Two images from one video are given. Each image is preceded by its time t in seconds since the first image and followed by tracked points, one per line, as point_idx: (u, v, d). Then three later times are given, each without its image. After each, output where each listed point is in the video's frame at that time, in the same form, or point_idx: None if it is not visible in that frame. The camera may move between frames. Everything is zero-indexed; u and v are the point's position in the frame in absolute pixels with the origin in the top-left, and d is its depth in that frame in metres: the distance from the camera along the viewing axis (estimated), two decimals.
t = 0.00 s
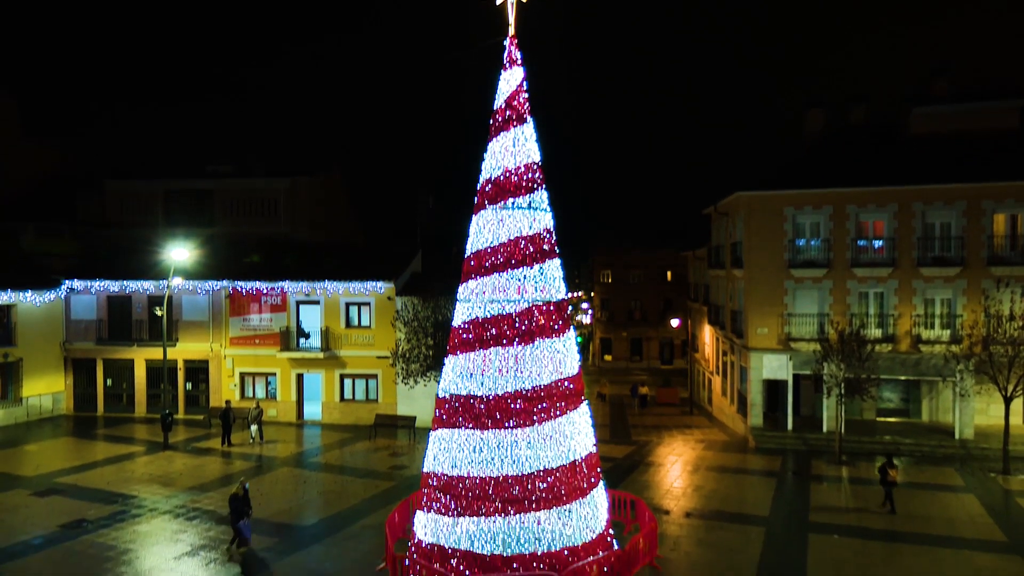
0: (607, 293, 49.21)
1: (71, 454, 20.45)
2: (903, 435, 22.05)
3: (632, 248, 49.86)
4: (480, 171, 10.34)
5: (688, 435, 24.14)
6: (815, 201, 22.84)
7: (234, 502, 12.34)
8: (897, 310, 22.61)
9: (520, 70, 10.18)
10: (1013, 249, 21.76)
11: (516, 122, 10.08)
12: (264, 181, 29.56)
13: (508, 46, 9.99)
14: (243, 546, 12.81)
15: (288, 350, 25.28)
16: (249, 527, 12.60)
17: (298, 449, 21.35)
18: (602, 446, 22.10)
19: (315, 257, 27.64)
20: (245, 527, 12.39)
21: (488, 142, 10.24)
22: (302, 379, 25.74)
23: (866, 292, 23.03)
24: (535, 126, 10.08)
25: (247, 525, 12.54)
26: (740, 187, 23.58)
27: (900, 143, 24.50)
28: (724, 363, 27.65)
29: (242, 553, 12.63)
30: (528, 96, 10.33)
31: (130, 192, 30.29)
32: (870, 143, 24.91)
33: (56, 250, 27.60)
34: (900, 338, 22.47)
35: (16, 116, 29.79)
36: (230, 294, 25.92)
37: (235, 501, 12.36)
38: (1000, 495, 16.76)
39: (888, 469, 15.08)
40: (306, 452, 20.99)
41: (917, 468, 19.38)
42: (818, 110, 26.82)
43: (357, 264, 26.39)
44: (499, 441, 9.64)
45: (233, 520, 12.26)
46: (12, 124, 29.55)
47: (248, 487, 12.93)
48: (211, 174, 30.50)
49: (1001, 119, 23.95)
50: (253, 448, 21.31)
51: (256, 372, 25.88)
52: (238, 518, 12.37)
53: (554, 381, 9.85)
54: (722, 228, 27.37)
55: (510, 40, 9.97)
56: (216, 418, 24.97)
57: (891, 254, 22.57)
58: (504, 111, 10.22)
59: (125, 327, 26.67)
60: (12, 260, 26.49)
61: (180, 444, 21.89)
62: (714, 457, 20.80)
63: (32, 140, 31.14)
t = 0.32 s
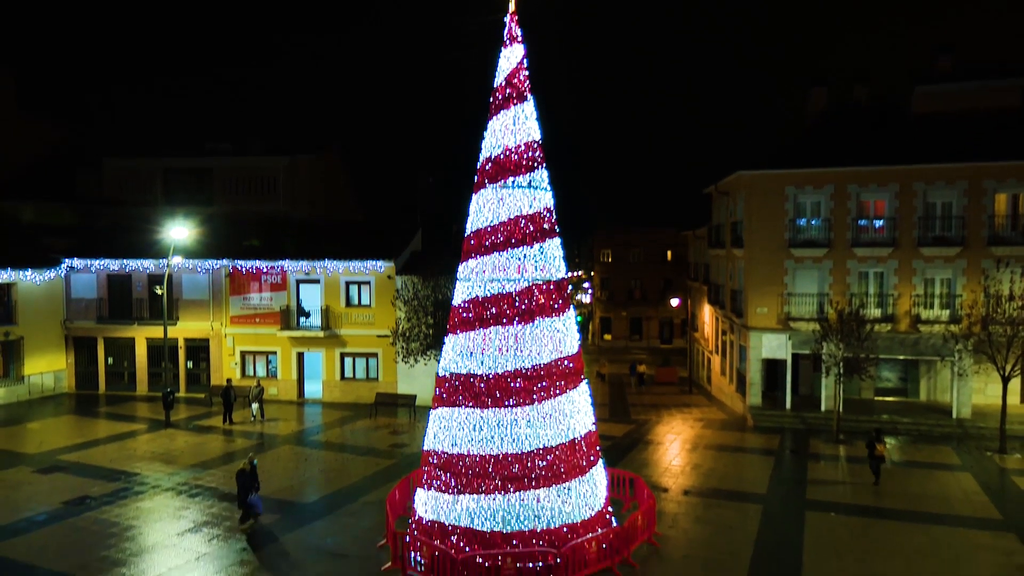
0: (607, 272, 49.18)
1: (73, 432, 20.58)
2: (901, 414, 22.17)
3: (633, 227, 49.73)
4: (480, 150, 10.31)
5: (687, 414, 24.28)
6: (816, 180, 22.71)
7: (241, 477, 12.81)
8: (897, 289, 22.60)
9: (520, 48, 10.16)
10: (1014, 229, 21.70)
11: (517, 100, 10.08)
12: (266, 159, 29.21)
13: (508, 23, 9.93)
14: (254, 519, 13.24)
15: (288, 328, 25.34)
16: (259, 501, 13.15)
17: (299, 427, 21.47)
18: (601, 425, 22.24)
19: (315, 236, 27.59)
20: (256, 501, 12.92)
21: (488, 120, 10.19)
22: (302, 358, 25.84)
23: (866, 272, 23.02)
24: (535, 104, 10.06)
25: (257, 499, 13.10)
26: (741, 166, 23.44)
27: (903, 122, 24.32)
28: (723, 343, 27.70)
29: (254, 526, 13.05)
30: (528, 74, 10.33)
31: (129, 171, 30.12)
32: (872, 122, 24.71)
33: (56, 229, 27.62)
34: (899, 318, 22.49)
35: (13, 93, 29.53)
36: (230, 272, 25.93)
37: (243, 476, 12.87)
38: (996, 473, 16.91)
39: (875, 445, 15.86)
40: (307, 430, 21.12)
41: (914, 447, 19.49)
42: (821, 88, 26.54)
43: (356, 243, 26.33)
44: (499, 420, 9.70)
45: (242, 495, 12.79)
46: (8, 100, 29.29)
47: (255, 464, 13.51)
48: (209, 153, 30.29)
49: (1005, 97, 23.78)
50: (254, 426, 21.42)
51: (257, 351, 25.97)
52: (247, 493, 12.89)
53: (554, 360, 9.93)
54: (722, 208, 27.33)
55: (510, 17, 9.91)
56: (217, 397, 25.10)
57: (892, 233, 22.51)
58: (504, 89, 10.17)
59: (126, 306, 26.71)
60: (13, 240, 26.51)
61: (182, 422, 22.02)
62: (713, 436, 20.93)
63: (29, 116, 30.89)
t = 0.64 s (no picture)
0: (607, 253, 49.10)
1: (75, 410, 20.70)
2: (899, 394, 22.27)
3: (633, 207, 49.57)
4: (480, 129, 10.23)
5: (686, 393, 24.41)
6: (817, 160, 22.61)
7: (245, 454, 13.11)
8: (897, 270, 22.58)
9: (521, 25, 10.06)
10: (1015, 210, 21.67)
11: (517, 79, 10.00)
12: (264, 138, 29.02)
13: None
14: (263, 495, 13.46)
15: (288, 308, 25.36)
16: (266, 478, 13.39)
17: (300, 406, 21.58)
18: (601, 405, 22.34)
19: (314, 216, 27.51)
20: (260, 476, 13.17)
21: (488, 99, 10.10)
22: (303, 338, 25.89)
23: (866, 253, 22.99)
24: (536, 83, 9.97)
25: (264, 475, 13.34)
26: (743, 146, 23.30)
27: (906, 102, 24.13)
28: (723, 323, 27.73)
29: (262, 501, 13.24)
30: (529, 53, 10.25)
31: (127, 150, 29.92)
32: (875, 102, 24.51)
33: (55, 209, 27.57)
34: (899, 299, 22.50)
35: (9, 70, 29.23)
36: (230, 252, 25.92)
37: (247, 453, 13.18)
38: (992, 452, 17.03)
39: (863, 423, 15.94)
40: (307, 409, 21.22)
41: (912, 427, 19.59)
42: (823, 67, 26.29)
43: (356, 223, 26.27)
44: (499, 400, 9.74)
45: (246, 472, 13.10)
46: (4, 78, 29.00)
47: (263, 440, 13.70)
48: (208, 131, 30.05)
49: (1007, 77, 23.66)
50: (255, 405, 21.53)
51: (258, 331, 26.02)
52: (252, 470, 13.18)
53: (554, 340, 9.96)
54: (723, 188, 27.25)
55: None
56: (218, 376, 25.18)
57: (893, 214, 22.45)
58: (504, 68, 10.08)
59: (126, 285, 26.71)
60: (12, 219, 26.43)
61: (183, 401, 22.13)
62: (711, 416, 21.03)
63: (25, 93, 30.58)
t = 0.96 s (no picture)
0: (607, 235, 49.00)
1: (77, 391, 20.80)
2: (897, 376, 22.36)
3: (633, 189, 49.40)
4: (480, 110, 10.18)
5: (685, 375, 24.52)
6: (819, 141, 22.49)
7: (247, 434, 13.11)
8: (897, 253, 22.55)
9: (521, 5, 9.98)
10: (1017, 192, 21.58)
11: (518, 59, 9.93)
12: (262, 119, 28.82)
13: None
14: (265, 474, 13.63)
15: (288, 290, 25.38)
16: (266, 457, 13.48)
17: (300, 387, 21.69)
18: (600, 386, 22.44)
19: (313, 197, 27.43)
20: (261, 457, 13.24)
21: (488, 80, 10.00)
22: (303, 319, 25.93)
23: (867, 235, 22.94)
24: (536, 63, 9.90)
25: (264, 455, 13.41)
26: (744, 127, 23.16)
27: (908, 83, 23.95)
28: (723, 305, 27.76)
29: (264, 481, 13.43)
30: (529, 33, 10.17)
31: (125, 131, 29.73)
32: (878, 83, 24.32)
33: (54, 190, 27.57)
34: (899, 282, 22.50)
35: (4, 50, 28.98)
36: (229, 234, 25.89)
37: (249, 433, 13.19)
38: (989, 434, 17.12)
39: (852, 402, 16.64)
40: (308, 390, 21.30)
41: (910, 409, 19.68)
42: (825, 48, 26.08)
43: (356, 204, 26.19)
44: (499, 381, 9.77)
45: (247, 451, 13.14)
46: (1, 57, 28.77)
47: (267, 421, 13.73)
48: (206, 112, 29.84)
49: (1011, 58, 23.45)
50: (256, 387, 21.62)
51: (258, 312, 26.04)
52: (253, 449, 13.22)
53: (553, 322, 9.99)
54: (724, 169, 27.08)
55: None
56: (219, 357, 25.25)
57: (894, 196, 22.37)
58: (504, 47, 9.97)
59: (126, 267, 26.71)
60: (11, 200, 26.40)
61: (184, 382, 22.24)
62: (710, 397, 21.13)
63: (22, 73, 30.37)
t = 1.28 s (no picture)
0: (607, 220, 48.90)
1: (79, 375, 20.85)
2: (896, 361, 22.41)
3: (633, 173, 49.24)
4: (480, 93, 10.10)
5: (685, 359, 24.57)
6: (821, 125, 22.37)
7: (251, 418, 13.12)
8: (898, 238, 22.50)
9: None
10: (1019, 176, 21.52)
11: (518, 41, 9.89)
12: (260, 102, 28.64)
13: None
14: (266, 457, 13.68)
15: (289, 274, 25.36)
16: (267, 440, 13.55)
17: (301, 371, 21.76)
18: (600, 371, 22.50)
19: (313, 181, 27.33)
20: (263, 440, 13.28)
21: (489, 63, 9.90)
22: (303, 304, 25.94)
23: (867, 220, 22.89)
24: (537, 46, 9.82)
25: (265, 439, 13.44)
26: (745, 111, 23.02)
27: (910, 67, 23.79)
28: (722, 290, 27.77)
29: (264, 464, 13.50)
30: (530, 16, 10.11)
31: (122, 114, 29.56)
32: (880, 66, 24.15)
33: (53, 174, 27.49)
34: (899, 267, 22.48)
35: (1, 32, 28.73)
36: (229, 218, 25.83)
37: (252, 416, 13.24)
38: (987, 418, 17.22)
39: (841, 381, 17.06)
40: (308, 374, 21.38)
41: (909, 394, 19.74)
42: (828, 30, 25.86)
43: (355, 188, 26.09)
44: (499, 365, 9.80)
45: (249, 434, 13.18)
46: None
47: (273, 405, 13.77)
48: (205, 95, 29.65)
49: (1014, 41, 23.29)
50: (256, 370, 21.69)
51: (258, 297, 26.06)
52: (255, 432, 13.27)
53: (553, 307, 9.99)
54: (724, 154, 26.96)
55: None
56: (219, 341, 25.29)
57: (895, 181, 22.28)
58: (505, 30, 9.87)
59: (125, 251, 26.68)
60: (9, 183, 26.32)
61: (185, 366, 22.32)
62: (710, 382, 21.20)
63: (18, 55, 30.11)
